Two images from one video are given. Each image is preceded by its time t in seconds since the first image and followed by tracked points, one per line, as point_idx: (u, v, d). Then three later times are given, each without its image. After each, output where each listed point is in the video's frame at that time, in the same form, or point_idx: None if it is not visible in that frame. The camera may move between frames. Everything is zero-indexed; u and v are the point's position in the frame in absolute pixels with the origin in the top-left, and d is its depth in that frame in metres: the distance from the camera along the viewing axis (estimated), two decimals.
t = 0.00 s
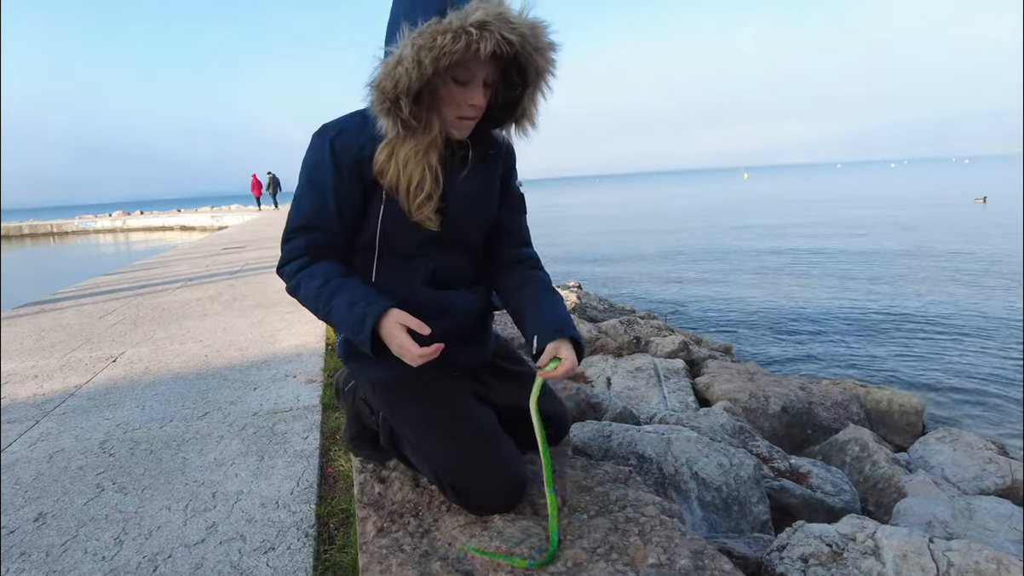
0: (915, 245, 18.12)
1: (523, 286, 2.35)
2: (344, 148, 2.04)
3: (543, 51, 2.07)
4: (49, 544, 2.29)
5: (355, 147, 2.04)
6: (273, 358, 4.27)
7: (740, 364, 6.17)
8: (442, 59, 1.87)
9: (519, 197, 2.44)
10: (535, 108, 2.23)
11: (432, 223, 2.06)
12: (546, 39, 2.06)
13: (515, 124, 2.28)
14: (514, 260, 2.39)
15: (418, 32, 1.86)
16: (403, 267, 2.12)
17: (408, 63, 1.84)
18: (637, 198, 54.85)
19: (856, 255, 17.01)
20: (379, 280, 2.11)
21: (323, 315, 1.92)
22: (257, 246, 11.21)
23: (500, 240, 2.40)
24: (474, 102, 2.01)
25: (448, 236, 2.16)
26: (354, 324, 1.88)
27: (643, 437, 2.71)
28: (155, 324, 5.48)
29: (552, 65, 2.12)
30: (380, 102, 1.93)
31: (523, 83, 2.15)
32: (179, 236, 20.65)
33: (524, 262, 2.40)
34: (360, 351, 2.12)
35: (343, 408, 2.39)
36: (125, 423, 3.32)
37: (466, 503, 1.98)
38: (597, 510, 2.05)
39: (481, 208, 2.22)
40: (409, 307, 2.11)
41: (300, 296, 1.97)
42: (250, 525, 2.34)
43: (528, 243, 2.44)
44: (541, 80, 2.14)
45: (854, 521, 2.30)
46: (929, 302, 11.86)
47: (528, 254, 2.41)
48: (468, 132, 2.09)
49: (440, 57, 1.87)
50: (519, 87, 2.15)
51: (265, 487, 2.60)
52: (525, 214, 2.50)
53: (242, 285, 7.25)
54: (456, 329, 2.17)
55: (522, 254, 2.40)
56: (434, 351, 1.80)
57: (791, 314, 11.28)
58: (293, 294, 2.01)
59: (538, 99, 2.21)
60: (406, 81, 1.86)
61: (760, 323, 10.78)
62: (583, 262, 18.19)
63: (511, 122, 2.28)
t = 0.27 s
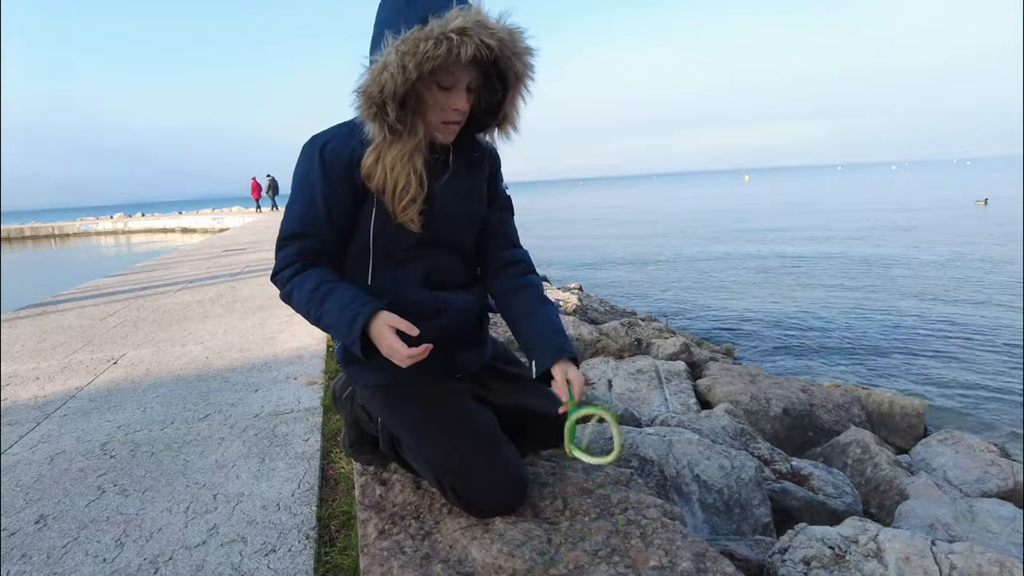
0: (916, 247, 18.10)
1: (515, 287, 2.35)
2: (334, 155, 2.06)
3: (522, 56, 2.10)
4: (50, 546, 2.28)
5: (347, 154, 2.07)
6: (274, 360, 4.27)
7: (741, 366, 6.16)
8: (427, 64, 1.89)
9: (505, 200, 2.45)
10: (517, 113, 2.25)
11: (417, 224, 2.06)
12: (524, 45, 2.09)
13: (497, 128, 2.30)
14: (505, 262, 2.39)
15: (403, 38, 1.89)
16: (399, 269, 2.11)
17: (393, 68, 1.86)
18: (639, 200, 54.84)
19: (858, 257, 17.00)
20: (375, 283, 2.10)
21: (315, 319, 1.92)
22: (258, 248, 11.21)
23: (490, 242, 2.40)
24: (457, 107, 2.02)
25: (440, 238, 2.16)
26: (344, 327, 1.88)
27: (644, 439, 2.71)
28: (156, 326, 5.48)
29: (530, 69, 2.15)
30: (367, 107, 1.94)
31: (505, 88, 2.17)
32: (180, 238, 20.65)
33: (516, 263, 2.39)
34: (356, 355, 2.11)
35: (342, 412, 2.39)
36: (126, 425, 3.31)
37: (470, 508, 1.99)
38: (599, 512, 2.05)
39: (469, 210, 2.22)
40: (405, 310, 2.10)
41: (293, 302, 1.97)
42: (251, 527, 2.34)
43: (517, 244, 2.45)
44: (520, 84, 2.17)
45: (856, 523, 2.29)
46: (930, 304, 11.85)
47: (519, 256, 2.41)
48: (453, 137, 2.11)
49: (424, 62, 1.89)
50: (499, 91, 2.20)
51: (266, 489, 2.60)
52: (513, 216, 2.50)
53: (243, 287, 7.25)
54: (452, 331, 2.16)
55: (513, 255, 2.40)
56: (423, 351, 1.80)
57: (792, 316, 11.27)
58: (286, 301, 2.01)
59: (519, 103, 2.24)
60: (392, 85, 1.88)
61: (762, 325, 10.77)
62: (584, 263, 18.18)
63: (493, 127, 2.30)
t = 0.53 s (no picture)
0: (917, 248, 18.10)
1: (512, 287, 2.35)
2: (330, 157, 2.06)
3: (512, 55, 2.11)
4: (52, 547, 2.29)
5: (342, 156, 2.07)
6: (276, 361, 4.27)
7: (742, 368, 6.15)
8: (418, 64, 1.89)
9: (500, 199, 2.45)
10: (508, 112, 2.26)
11: (412, 223, 2.06)
12: (513, 44, 2.10)
13: (489, 128, 2.30)
14: (502, 262, 2.38)
15: (394, 39, 1.89)
16: (398, 269, 2.11)
17: (385, 68, 1.86)
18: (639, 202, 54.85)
19: (859, 258, 16.98)
20: (374, 283, 2.09)
21: (314, 319, 1.92)
22: (259, 249, 11.21)
23: (486, 243, 2.41)
24: (450, 107, 2.02)
25: (437, 237, 2.16)
26: (343, 326, 1.88)
27: (646, 441, 2.71)
28: (157, 327, 5.48)
29: (520, 68, 2.16)
30: (361, 108, 1.94)
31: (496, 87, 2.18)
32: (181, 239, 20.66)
33: (513, 262, 2.39)
34: (356, 356, 2.11)
35: (342, 415, 2.39)
36: (127, 426, 3.32)
37: (472, 509, 1.99)
38: (600, 514, 2.05)
39: (465, 209, 2.22)
40: (406, 310, 2.09)
41: (292, 304, 1.97)
42: (252, 529, 2.34)
43: (514, 243, 2.45)
44: (511, 84, 2.17)
45: (859, 525, 2.29)
46: (931, 305, 11.84)
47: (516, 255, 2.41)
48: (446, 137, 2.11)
49: (416, 62, 1.89)
50: (490, 90, 2.20)
51: (268, 490, 2.59)
52: (509, 216, 2.50)
53: (244, 288, 7.25)
54: (452, 330, 2.15)
55: (510, 254, 2.39)
56: (423, 346, 1.81)
57: (793, 318, 11.26)
58: (286, 303, 2.01)
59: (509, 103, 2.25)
60: (385, 85, 1.88)
61: (763, 327, 10.76)
62: (585, 265, 18.19)
63: (485, 127, 2.30)
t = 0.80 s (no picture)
0: (918, 249, 18.09)
1: (512, 288, 2.36)
2: (329, 160, 2.06)
3: (507, 57, 2.12)
4: (52, 547, 2.29)
5: (341, 159, 2.07)
6: (276, 362, 4.28)
7: (742, 369, 6.16)
8: (415, 66, 1.90)
9: (497, 200, 2.46)
10: (505, 114, 2.27)
11: (411, 224, 2.06)
12: (508, 45, 2.11)
13: (486, 130, 2.31)
14: (500, 262, 2.39)
15: (391, 41, 1.89)
16: (398, 270, 2.12)
17: (383, 71, 1.86)
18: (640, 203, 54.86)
19: (859, 260, 16.98)
20: (375, 284, 2.10)
21: (313, 320, 1.93)
22: (259, 250, 11.22)
23: (485, 244, 2.41)
24: (447, 109, 2.03)
25: (437, 238, 2.16)
26: (342, 326, 1.89)
27: (646, 442, 2.71)
28: (158, 328, 5.48)
29: (515, 70, 2.17)
30: (359, 110, 1.94)
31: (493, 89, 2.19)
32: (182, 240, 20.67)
33: (512, 262, 2.39)
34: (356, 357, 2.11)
35: (343, 417, 2.40)
36: (127, 427, 3.32)
37: (471, 508, 1.99)
38: (600, 515, 2.05)
39: (463, 210, 2.23)
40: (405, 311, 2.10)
41: (292, 306, 1.98)
42: (252, 529, 2.34)
43: (513, 244, 2.45)
44: (507, 85, 2.18)
45: (859, 527, 2.30)
46: (932, 306, 11.84)
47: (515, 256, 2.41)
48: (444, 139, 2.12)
49: (413, 64, 1.90)
50: (487, 92, 2.21)
51: (268, 491, 2.60)
52: (508, 218, 2.51)
53: (245, 289, 7.26)
54: (453, 331, 2.15)
55: (508, 254, 2.40)
56: (421, 346, 1.81)
57: (794, 319, 11.26)
58: (286, 306, 2.02)
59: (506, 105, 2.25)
60: (382, 88, 1.88)
61: (763, 328, 10.76)
62: (586, 266, 18.19)
63: (482, 129, 2.31)
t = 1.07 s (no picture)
0: (919, 250, 18.07)
1: (512, 289, 2.36)
2: (329, 162, 2.06)
3: (508, 58, 2.12)
4: (52, 549, 2.29)
5: (341, 161, 2.07)
6: (277, 364, 4.27)
7: (743, 370, 6.15)
8: (416, 68, 1.89)
9: (497, 202, 2.46)
10: (504, 115, 2.27)
11: (411, 226, 2.06)
12: (508, 46, 2.11)
13: (486, 132, 2.31)
14: (501, 264, 2.38)
15: (392, 42, 1.89)
16: (399, 270, 2.12)
17: (383, 72, 1.86)
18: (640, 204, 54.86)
19: (860, 261, 16.97)
20: (375, 285, 2.09)
21: (314, 324, 1.92)
22: (260, 251, 11.23)
23: (485, 246, 2.41)
24: (448, 111, 2.03)
25: (437, 240, 2.16)
26: (343, 329, 1.88)
27: (647, 443, 2.71)
28: (159, 329, 5.48)
29: (516, 71, 2.17)
30: (360, 112, 1.94)
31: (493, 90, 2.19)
32: (183, 241, 20.68)
33: (512, 264, 2.39)
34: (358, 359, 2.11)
35: (343, 419, 2.39)
36: (128, 428, 3.32)
37: (473, 509, 1.99)
38: (602, 517, 2.05)
39: (464, 211, 2.23)
40: (406, 313, 2.09)
41: (293, 309, 1.98)
42: (253, 531, 2.34)
43: (513, 245, 2.45)
44: (507, 87, 2.18)
45: (860, 529, 2.29)
46: (933, 308, 11.83)
47: (515, 258, 2.41)
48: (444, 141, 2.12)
49: (413, 66, 1.89)
50: (486, 93, 2.21)
51: (269, 493, 2.59)
52: (508, 219, 2.51)
53: (245, 290, 7.26)
54: (454, 332, 2.15)
55: (509, 256, 2.40)
56: (422, 348, 1.81)
57: (794, 320, 11.25)
58: (287, 308, 2.02)
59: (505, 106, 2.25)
60: (383, 89, 1.88)
61: (764, 329, 10.76)
62: (586, 267, 18.18)
63: (482, 130, 2.31)
